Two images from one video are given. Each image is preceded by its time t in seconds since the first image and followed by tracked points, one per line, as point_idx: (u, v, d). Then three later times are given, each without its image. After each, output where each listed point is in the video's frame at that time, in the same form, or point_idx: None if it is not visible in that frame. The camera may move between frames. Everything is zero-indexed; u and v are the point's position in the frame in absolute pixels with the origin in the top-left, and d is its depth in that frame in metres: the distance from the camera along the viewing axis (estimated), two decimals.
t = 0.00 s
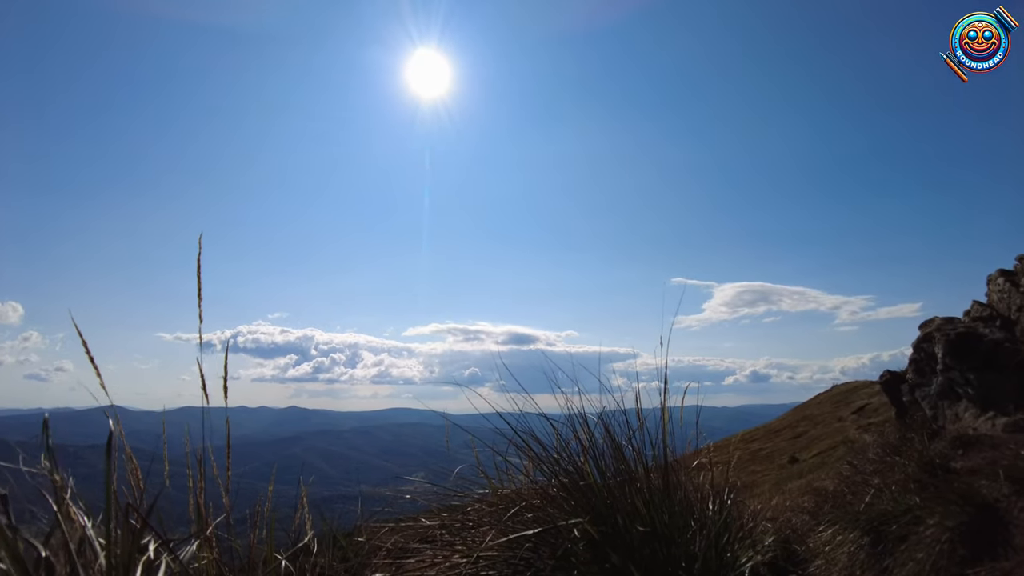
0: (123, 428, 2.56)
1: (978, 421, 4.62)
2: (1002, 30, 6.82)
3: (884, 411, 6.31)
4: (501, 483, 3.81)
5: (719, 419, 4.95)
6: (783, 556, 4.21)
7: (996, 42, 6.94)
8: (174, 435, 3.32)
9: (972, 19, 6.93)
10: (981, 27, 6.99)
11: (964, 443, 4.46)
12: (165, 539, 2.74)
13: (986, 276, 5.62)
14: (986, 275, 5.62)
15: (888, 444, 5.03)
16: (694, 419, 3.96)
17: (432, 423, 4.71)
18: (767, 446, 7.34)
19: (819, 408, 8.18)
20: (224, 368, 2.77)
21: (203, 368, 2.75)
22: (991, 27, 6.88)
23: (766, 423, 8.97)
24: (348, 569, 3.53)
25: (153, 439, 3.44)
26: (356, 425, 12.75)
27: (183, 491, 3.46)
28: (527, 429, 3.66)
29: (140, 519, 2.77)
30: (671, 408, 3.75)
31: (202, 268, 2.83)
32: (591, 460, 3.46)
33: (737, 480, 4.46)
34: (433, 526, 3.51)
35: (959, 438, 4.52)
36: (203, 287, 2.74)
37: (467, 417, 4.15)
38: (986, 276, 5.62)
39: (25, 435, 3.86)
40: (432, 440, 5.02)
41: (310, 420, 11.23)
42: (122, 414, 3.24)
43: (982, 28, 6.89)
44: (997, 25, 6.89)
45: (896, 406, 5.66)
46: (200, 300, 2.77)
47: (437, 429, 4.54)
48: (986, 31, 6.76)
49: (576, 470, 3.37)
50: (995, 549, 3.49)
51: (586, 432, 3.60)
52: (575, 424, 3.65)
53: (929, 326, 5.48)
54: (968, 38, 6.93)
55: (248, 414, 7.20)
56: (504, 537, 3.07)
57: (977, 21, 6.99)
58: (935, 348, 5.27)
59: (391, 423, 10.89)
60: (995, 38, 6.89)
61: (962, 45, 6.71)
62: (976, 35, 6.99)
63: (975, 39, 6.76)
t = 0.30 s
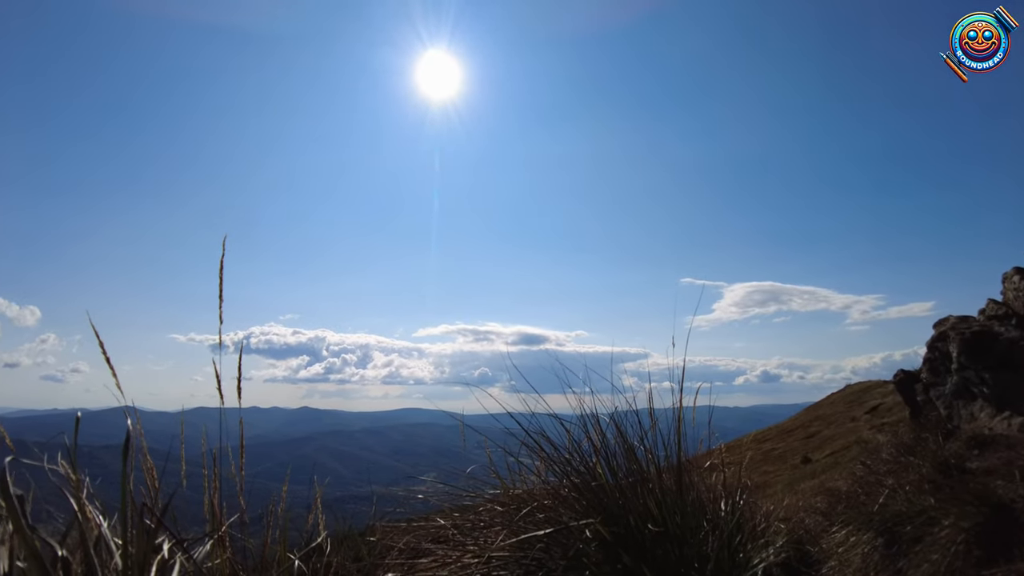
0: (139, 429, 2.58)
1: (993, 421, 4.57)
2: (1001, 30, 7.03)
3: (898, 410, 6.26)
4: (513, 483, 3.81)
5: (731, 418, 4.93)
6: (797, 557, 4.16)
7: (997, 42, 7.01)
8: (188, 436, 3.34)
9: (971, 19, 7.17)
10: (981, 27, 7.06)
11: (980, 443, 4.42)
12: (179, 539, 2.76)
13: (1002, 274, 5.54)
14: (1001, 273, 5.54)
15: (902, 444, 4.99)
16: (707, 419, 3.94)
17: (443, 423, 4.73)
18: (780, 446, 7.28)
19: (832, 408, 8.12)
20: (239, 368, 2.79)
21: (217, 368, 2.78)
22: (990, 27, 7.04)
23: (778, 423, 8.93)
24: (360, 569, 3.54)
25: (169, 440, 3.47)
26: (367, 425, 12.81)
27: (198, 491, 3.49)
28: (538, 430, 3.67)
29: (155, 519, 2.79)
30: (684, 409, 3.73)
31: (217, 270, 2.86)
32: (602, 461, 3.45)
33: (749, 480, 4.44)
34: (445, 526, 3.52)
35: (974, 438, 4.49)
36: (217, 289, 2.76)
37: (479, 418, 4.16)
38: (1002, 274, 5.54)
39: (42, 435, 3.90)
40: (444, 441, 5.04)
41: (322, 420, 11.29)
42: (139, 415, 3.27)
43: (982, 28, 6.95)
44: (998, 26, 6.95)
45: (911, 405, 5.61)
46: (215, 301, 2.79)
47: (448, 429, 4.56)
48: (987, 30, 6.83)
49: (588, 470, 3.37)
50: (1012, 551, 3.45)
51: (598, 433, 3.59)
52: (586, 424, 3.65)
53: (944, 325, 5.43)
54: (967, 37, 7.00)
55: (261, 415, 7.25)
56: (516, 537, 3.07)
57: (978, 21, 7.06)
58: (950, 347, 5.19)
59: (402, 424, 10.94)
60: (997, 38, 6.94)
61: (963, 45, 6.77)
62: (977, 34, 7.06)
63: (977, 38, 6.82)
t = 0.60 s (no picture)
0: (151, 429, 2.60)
1: (1008, 421, 4.52)
2: (1002, 29, 7.02)
3: (911, 410, 6.21)
4: (524, 483, 3.81)
5: (742, 418, 4.91)
6: (809, 558, 4.11)
7: (998, 42, 7.04)
8: (200, 436, 3.36)
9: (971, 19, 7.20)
10: (982, 27, 7.09)
11: (995, 443, 4.38)
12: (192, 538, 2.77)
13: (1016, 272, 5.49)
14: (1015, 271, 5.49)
15: (915, 444, 4.95)
16: (718, 420, 3.92)
17: (453, 423, 4.74)
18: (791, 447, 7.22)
19: (844, 408, 8.06)
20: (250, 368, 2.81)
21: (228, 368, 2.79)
22: (990, 27, 7.05)
23: (789, 423, 8.88)
24: (372, 569, 3.55)
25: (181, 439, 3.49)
26: (377, 425, 12.86)
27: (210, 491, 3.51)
28: (549, 430, 3.67)
29: (167, 518, 2.81)
30: (695, 409, 3.72)
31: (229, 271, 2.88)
32: (613, 461, 3.44)
33: (761, 481, 4.41)
34: (456, 526, 3.52)
35: (989, 439, 4.45)
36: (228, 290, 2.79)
37: (490, 418, 4.17)
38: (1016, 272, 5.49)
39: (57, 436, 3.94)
40: (455, 441, 5.04)
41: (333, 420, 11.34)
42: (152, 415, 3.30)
43: (983, 28, 6.98)
44: (999, 26, 6.98)
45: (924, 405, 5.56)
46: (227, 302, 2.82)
47: (459, 430, 4.57)
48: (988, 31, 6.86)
49: (599, 471, 3.36)
50: None
51: (609, 433, 3.59)
52: (597, 424, 3.64)
53: (957, 324, 5.38)
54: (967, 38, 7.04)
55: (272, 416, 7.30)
56: (527, 537, 3.07)
57: (978, 21, 7.10)
58: (964, 346, 5.15)
59: (412, 424, 10.98)
60: (998, 37, 6.97)
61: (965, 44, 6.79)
62: (977, 35, 7.09)
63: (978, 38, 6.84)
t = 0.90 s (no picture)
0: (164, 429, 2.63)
1: (1021, 421, 4.46)
2: (1002, 30, 6.98)
3: (922, 410, 6.16)
4: (533, 483, 3.81)
5: (752, 419, 4.89)
6: (820, 559, 4.08)
7: (998, 42, 7.05)
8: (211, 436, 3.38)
9: (971, 19, 7.19)
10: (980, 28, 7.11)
11: (1008, 444, 4.34)
12: (203, 538, 2.79)
13: None
14: None
15: (927, 444, 4.91)
16: (728, 420, 3.91)
17: (462, 424, 4.75)
18: (801, 448, 7.17)
19: (855, 408, 8.01)
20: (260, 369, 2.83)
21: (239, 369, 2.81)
22: (991, 27, 7.03)
23: (799, 423, 8.83)
24: (381, 569, 3.56)
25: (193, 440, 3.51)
26: (386, 426, 12.90)
27: (221, 491, 3.53)
28: (558, 431, 3.67)
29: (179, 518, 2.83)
30: (705, 409, 3.70)
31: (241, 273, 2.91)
32: (623, 462, 3.44)
33: (771, 481, 4.39)
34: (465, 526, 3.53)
35: (1002, 439, 4.41)
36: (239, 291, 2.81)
37: (499, 418, 4.17)
38: None
39: (70, 436, 3.97)
40: (464, 441, 5.05)
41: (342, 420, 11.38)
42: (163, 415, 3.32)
43: (983, 28, 6.99)
44: (998, 26, 6.99)
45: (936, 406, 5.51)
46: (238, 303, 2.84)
47: (468, 430, 4.57)
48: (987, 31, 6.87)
49: (608, 471, 3.36)
50: None
51: (618, 434, 3.58)
52: (607, 425, 3.64)
53: (969, 323, 5.34)
54: (967, 38, 7.05)
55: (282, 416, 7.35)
56: (536, 538, 3.07)
57: (978, 22, 7.11)
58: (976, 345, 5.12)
59: (421, 424, 11.01)
60: (997, 38, 6.96)
61: (964, 45, 6.81)
62: (976, 35, 7.11)
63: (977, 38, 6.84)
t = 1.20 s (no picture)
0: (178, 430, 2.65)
1: None
2: (1001, 30, 6.93)
3: (937, 410, 6.11)
4: (545, 484, 3.80)
5: (764, 418, 4.86)
6: (833, 560, 4.00)
7: (998, 42, 7.02)
8: (226, 436, 3.41)
9: (972, 19, 7.18)
10: (979, 27, 7.10)
11: None
12: (216, 537, 2.81)
13: None
14: None
15: (941, 445, 4.87)
16: (741, 420, 3.89)
17: (474, 424, 4.76)
18: (814, 448, 7.12)
19: (868, 408, 7.94)
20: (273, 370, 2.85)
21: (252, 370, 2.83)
22: (991, 26, 7.01)
23: (812, 422, 8.78)
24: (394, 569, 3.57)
25: (207, 439, 3.54)
26: (397, 426, 12.95)
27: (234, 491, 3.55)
28: (570, 431, 3.67)
29: (193, 518, 2.85)
30: (718, 409, 3.69)
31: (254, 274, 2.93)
32: (635, 462, 3.43)
33: (783, 481, 4.36)
34: (477, 526, 3.53)
35: (1018, 439, 4.38)
36: (252, 292, 2.83)
37: (511, 419, 4.18)
38: None
39: (86, 437, 4.01)
40: (475, 441, 5.06)
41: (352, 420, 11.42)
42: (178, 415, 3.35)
43: (983, 28, 6.98)
44: (998, 25, 6.97)
45: (951, 405, 5.45)
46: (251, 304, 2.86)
47: (479, 430, 4.58)
48: (987, 31, 6.87)
49: (620, 472, 3.35)
50: None
51: (630, 434, 3.58)
52: (619, 425, 3.63)
53: (985, 322, 5.28)
54: (967, 37, 7.05)
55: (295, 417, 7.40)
56: (548, 538, 3.07)
57: (978, 21, 7.10)
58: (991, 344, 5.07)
59: (432, 424, 11.04)
60: (997, 38, 6.92)
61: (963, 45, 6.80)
62: (975, 35, 7.10)
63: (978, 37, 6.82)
